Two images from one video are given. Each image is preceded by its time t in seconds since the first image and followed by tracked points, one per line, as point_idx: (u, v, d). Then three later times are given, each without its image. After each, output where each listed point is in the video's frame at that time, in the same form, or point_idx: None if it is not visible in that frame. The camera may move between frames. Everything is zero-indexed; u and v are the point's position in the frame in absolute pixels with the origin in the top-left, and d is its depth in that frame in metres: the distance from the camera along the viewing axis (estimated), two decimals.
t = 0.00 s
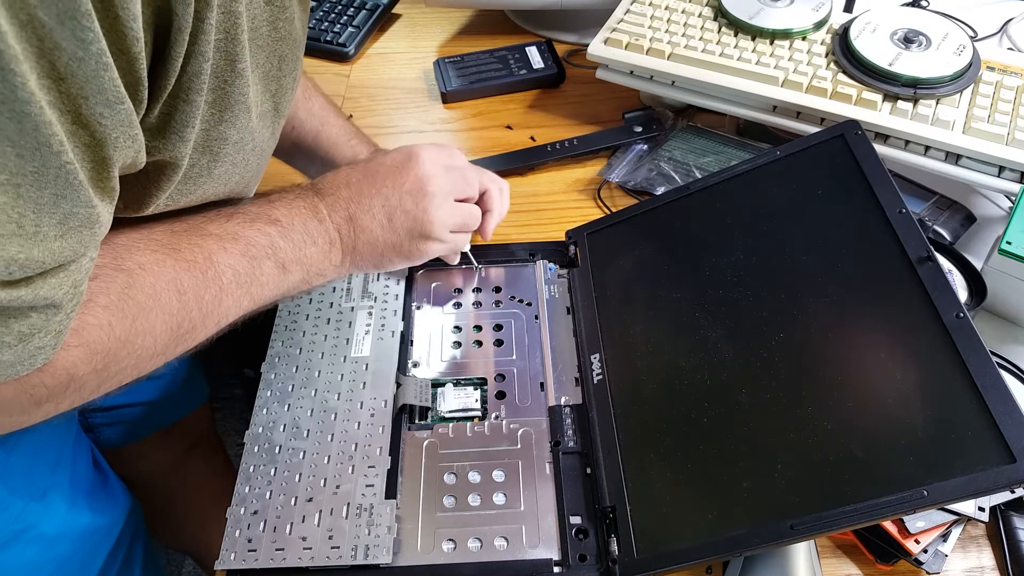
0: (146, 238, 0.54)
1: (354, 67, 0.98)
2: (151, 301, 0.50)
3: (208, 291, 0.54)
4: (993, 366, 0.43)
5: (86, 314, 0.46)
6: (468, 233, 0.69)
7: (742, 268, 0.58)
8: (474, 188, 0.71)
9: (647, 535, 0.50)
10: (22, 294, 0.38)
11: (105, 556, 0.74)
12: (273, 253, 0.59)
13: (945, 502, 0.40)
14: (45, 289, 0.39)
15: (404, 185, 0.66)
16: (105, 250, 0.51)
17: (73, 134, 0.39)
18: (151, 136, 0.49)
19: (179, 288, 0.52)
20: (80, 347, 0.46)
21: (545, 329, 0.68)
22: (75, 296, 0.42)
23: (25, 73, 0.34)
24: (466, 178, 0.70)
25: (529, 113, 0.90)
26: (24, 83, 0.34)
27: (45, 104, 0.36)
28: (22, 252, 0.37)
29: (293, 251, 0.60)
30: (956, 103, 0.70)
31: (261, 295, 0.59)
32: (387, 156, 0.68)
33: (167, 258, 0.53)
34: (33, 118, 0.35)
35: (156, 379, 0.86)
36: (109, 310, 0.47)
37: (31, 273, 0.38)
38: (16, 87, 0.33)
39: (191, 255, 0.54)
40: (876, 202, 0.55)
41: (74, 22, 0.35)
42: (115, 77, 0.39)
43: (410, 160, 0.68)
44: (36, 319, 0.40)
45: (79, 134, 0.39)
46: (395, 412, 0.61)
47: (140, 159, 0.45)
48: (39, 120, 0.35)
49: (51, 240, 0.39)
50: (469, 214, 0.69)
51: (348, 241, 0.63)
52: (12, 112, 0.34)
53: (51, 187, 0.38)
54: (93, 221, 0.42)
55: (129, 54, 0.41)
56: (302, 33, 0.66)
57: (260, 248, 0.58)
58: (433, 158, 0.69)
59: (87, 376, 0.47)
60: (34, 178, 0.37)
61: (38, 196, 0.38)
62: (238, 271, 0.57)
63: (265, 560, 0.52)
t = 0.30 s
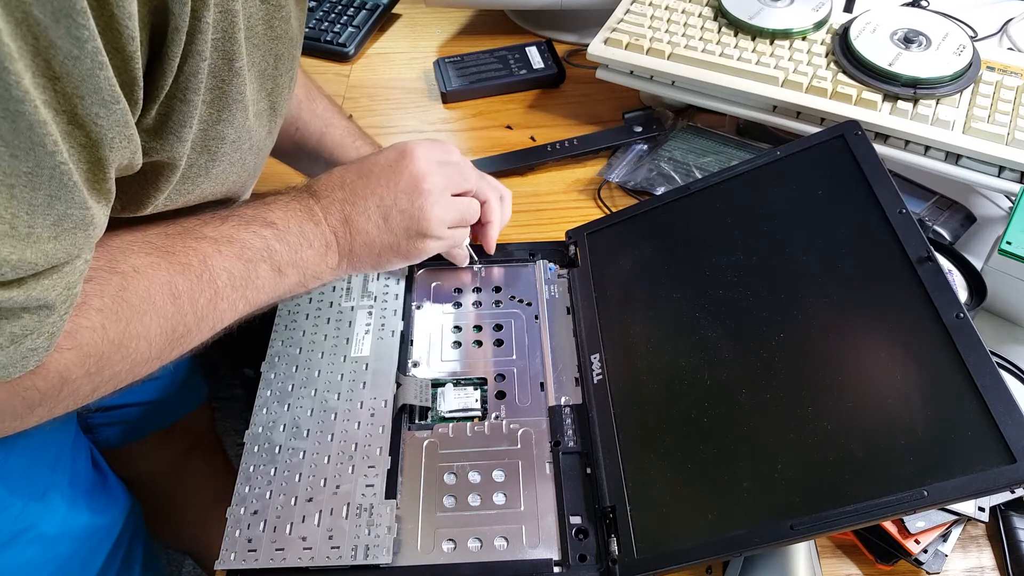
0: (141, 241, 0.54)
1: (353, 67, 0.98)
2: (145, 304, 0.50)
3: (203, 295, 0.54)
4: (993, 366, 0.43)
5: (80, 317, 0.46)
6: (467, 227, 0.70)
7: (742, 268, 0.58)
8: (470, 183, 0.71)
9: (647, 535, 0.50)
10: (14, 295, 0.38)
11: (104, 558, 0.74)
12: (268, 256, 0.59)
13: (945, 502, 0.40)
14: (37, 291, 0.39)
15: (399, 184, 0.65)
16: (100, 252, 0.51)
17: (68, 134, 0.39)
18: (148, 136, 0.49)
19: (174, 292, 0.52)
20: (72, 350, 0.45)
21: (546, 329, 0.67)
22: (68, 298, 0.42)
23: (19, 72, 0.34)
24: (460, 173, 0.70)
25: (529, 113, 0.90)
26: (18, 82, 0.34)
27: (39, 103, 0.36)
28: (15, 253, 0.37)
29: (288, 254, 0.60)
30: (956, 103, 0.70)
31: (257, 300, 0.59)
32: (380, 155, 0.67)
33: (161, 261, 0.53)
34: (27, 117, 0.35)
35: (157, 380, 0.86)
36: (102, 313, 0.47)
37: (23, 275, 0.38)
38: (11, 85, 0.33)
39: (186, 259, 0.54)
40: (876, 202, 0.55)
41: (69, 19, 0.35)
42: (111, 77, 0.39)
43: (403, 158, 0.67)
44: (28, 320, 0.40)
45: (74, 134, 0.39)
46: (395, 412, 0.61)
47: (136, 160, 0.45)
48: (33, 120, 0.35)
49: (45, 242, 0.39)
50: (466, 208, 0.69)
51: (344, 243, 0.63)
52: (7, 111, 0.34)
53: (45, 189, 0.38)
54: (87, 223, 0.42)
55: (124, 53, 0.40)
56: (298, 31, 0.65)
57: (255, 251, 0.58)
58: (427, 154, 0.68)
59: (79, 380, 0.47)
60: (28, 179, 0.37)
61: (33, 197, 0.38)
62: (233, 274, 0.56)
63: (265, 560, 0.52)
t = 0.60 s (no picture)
0: (134, 241, 0.54)
1: (353, 67, 0.98)
2: (138, 304, 0.50)
3: (196, 295, 0.54)
4: (993, 366, 0.43)
5: (72, 318, 0.46)
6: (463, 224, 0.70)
7: (742, 268, 0.58)
8: (464, 179, 0.70)
9: (647, 535, 0.50)
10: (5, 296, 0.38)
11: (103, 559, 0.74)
12: (262, 256, 0.59)
13: (945, 502, 0.40)
14: (29, 291, 0.39)
15: (393, 182, 0.65)
16: (93, 252, 0.51)
17: (60, 134, 0.39)
18: (142, 137, 0.49)
19: (167, 292, 0.52)
20: (65, 350, 0.45)
21: (546, 329, 0.68)
22: (61, 299, 0.42)
23: (9, 72, 0.34)
24: (455, 169, 0.70)
25: (529, 113, 0.90)
26: (9, 83, 0.34)
27: (30, 104, 0.36)
28: (5, 253, 0.37)
29: (282, 253, 0.60)
30: (956, 103, 0.70)
31: (252, 300, 0.59)
32: (374, 152, 0.67)
33: (154, 260, 0.53)
34: (18, 117, 0.35)
35: (156, 380, 0.86)
36: (95, 313, 0.47)
37: (14, 275, 0.38)
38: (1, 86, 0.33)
39: (179, 258, 0.54)
40: (876, 202, 0.55)
41: (59, 19, 0.35)
42: (102, 77, 0.39)
43: (397, 155, 0.66)
44: (19, 321, 0.39)
45: (66, 135, 0.39)
46: (395, 412, 0.61)
47: (129, 160, 0.45)
48: (24, 120, 0.35)
49: (37, 243, 0.39)
50: (461, 206, 0.69)
51: (339, 243, 0.63)
52: None
53: (37, 189, 0.38)
54: (80, 223, 0.42)
55: (116, 53, 0.40)
56: (293, 29, 0.65)
57: (249, 250, 0.58)
58: (422, 151, 0.68)
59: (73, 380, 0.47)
60: (20, 180, 0.37)
61: (24, 198, 0.38)
62: (228, 273, 0.56)
63: (265, 560, 0.52)
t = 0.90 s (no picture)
0: (132, 241, 0.53)
1: (353, 67, 0.98)
2: (136, 307, 0.50)
3: (195, 297, 0.54)
4: (993, 366, 0.43)
5: (71, 320, 0.46)
6: (463, 225, 0.70)
7: (742, 268, 0.58)
8: (466, 179, 0.70)
9: (647, 535, 0.50)
10: (2, 297, 0.38)
11: (103, 560, 0.74)
12: (262, 257, 0.58)
13: (945, 502, 0.40)
14: (26, 293, 0.39)
15: (395, 184, 0.65)
16: (91, 253, 0.50)
17: (53, 136, 0.39)
18: (137, 138, 0.49)
19: (167, 293, 0.52)
20: (62, 352, 0.45)
21: (546, 329, 0.68)
22: (59, 300, 0.42)
23: None
24: (458, 170, 0.70)
25: (529, 113, 0.90)
26: None
27: (22, 105, 0.36)
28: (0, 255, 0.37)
29: (283, 254, 0.60)
30: (956, 103, 0.70)
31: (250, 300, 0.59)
32: (377, 151, 0.67)
33: (153, 262, 0.52)
34: (10, 119, 0.35)
35: (156, 380, 0.86)
36: (93, 316, 0.47)
37: (11, 277, 0.38)
38: None
39: (178, 259, 0.54)
40: (876, 202, 0.55)
41: (49, 21, 0.35)
42: (94, 78, 0.39)
43: (400, 156, 0.66)
44: (17, 323, 0.39)
45: (59, 136, 0.39)
46: (395, 412, 0.61)
47: (125, 161, 0.45)
48: (16, 122, 0.35)
49: (32, 244, 0.39)
50: (462, 207, 0.69)
51: (340, 245, 0.63)
52: None
53: (31, 191, 0.38)
54: (76, 223, 0.42)
55: (108, 55, 0.40)
56: (289, 29, 0.65)
57: (249, 251, 0.58)
58: (424, 152, 0.68)
59: (70, 383, 0.47)
60: (14, 182, 0.37)
61: (19, 200, 0.38)
62: (227, 275, 0.56)
63: (265, 560, 0.52)
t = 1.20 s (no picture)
0: (119, 245, 0.50)
1: (353, 67, 0.98)
2: (123, 316, 0.46)
3: (186, 304, 0.50)
4: (993, 366, 0.43)
5: (51, 327, 0.43)
6: (467, 232, 0.68)
7: (742, 268, 0.58)
8: (477, 187, 0.67)
9: (647, 535, 0.50)
10: None
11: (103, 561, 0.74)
12: (258, 261, 0.55)
13: (945, 503, 0.40)
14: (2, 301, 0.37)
15: (404, 194, 0.61)
16: (75, 258, 0.47)
17: (37, 142, 0.39)
18: (126, 141, 0.49)
19: (156, 301, 0.48)
20: (43, 361, 0.42)
21: (546, 329, 0.68)
22: (39, 309, 0.40)
23: None
24: (470, 177, 0.66)
25: (529, 113, 0.90)
26: None
27: (3, 110, 0.35)
28: None
29: (279, 258, 0.56)
30: (956, 103, 0.70)
31: (242, 303, 0.56)
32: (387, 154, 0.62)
33: (143, 267, 0.49)
34: None
35: (153, 382, 0.86)
36: (76, 324, 0.44)
37: None
38: None
39: (170, 265, 0.50)
40: (876, 202, 0.55)
41: (29, 22, 0.35)
42: (77, 82, 0.38)
43: (410, 164, 0.62)
44: None
45: (43, 143, 0.39)
46: (395, 412, 0.61)
47: (111, 168, 0.45)
48: None
49: (11, 254, 0.38)
50: (467, 215, 0.66)
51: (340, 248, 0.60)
52: None
53: (10, 199, 0.37)
54: (58, 233, 0.40)
55: (91, 57, 0.40)
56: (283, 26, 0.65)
57: (244, 256, 0.54)
58: (436, 159, 0.64)
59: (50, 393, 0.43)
60: None
61: None
62: (221, 281, 0.53)
63: (265, 560, 0.52)
